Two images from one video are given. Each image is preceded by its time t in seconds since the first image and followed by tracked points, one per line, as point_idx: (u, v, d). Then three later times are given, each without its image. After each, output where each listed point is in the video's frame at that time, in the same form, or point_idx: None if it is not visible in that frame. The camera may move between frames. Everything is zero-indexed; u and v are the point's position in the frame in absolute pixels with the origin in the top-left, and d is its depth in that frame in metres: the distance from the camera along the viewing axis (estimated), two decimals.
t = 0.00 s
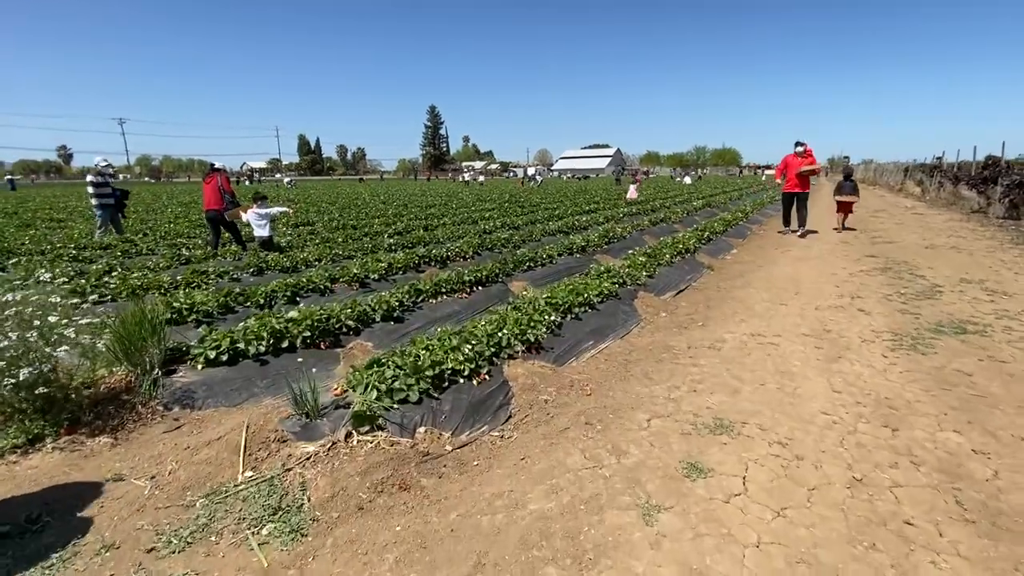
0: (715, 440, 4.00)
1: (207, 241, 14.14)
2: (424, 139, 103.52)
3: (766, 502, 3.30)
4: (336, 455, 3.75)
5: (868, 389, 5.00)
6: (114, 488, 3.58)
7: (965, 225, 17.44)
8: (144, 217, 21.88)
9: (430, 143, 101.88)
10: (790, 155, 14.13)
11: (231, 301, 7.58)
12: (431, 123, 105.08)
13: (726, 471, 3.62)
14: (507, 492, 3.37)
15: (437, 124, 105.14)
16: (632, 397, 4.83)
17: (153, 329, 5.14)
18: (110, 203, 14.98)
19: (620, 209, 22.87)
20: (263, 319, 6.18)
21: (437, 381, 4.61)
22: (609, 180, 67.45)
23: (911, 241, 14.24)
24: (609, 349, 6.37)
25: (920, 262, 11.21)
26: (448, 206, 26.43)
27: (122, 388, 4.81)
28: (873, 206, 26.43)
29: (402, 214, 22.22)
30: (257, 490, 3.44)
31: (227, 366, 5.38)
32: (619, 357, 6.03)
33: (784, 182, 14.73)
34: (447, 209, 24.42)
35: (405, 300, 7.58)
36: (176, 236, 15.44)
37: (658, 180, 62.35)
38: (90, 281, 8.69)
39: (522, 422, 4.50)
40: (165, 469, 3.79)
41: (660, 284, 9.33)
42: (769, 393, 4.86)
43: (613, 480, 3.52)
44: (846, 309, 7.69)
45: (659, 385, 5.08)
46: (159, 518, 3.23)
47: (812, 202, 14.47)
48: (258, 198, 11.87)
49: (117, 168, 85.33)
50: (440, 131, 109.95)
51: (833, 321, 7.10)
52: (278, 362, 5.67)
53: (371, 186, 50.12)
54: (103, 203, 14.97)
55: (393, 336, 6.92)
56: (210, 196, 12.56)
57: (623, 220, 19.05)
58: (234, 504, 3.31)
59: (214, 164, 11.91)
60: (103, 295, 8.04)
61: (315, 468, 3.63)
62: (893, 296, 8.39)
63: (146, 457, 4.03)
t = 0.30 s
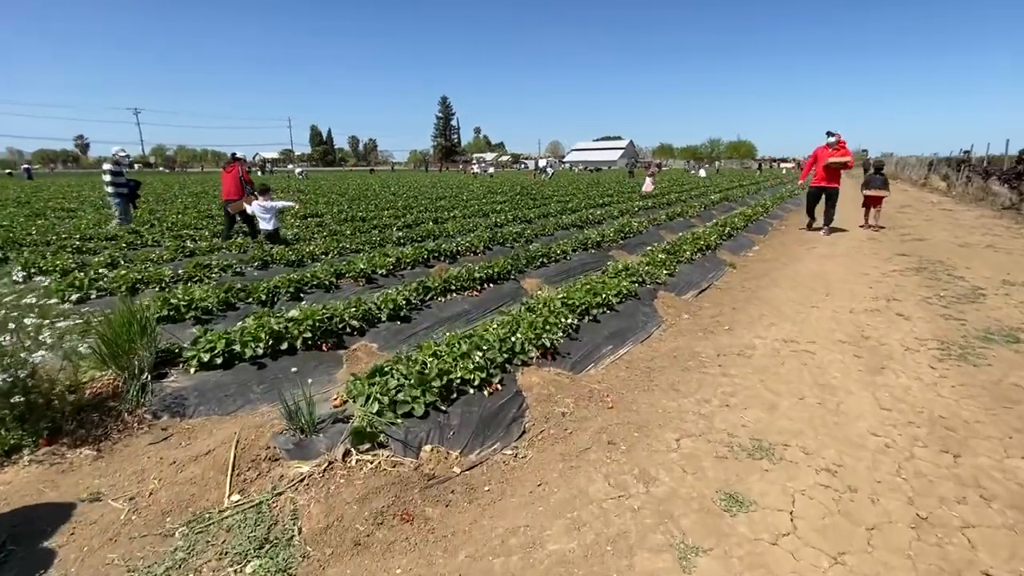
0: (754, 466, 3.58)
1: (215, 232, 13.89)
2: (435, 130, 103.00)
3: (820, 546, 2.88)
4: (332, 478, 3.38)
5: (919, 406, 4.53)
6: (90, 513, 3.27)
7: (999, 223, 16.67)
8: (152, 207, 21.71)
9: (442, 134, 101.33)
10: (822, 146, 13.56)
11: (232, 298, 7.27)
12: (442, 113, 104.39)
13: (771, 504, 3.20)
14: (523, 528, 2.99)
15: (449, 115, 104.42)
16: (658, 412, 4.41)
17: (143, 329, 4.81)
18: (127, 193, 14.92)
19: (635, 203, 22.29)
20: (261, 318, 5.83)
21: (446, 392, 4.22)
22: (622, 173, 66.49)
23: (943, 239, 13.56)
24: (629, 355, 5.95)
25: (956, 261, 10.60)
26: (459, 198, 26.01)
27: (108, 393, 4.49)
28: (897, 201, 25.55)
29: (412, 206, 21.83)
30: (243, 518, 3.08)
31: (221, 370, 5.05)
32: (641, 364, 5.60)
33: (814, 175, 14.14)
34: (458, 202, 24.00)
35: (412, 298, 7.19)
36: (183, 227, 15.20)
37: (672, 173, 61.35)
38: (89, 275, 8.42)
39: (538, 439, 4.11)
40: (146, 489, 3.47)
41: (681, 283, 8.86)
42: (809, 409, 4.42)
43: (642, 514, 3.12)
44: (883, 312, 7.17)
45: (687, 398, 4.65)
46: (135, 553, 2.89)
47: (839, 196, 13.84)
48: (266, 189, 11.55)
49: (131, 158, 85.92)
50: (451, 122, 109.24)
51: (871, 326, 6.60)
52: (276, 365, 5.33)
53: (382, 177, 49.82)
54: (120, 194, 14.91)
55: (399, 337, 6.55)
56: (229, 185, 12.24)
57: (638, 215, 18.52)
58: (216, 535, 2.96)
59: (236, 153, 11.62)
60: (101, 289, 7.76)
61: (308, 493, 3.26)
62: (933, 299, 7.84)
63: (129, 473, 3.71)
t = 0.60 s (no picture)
0: (817, 501, 3.11)
1: (227, 224, 13.62)
2: (450, 122, 102.44)
3: None
4: (335, 507, 3.00)
5: (996, 429, 4.01)
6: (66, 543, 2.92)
7: None
8: (168, 198, 21.62)
9: (457, 126, 100.71)
10: (858, 137, 12.84)
11: (238, 294, 6.93)
12: (458, 105, 103.69)
13: (843, 551, 2.73)
14: None
15: (464, 107, 103.69)
16: (699, 431, 3.95)
17: (138, 329, 4.46)
18: (145, 183, 14.80)
19: (655, 196, 21.63)
20: (265, 317, 5.45)
21: (463, 406, 3.80)
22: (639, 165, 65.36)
23: (988, 236, 12.76)
24: (661, 362, 5.48)
25: (1006, 261, 9.89)
26: (474, 191, 25.55)
27: (100, 399, 4.15)
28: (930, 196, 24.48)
29: (426, 198, 21.43)
30: (233, 555, 2.72)
31: (222, 374, 4.69)
32: (674, 373, 5.13)
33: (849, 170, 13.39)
34: (473, 194, 23.54)
35: (426, 296, 6.78)
36: (196, 219, 14.97)
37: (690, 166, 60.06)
38: (95, 267, 8.16)
39: (565, 461, 3.69)
40: (129, 515, 3.11)
41: (711, 282, 8.32)
42: (871, 431, 3.92)
43: (691, 561, 2.69)
44: (937, 316, 6.58)
45: (730, 416, 4.18)
46: None
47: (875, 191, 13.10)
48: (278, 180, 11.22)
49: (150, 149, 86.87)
50: (467, 114, 108.49)
51: (926, 332, 6.03)
52: (281, 370, 4.96)
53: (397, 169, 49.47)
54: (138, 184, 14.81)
55: (412, 338, 6.16)
56: (250, 174, 11.99)
57: (659, 209, 17.88)
58: None
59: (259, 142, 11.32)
60: (106, 283, 7.48)
61: (308, 525, 2.88)
62: (989, 303, 7.22)
63: (113, 493, 3.36)
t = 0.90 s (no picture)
0: (890, 553, 2.72)
1: (244, 218, 13.47)
2: (469, 114, 101.91)
3: None
4: (341, 547, 2.70)
5: None
6: None
7: None
8: (188, 190, 21.66)
9: (476, 118, 100.13)
10: (897, 132, 12.12)
11: (250, 293, 6.68)
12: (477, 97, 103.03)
13: None
14: None
15: (483, 99, 102.98)
16: (745, 461, 3.57)
17: (140, 334, 4.19)
18: (169, 176, 14.76)
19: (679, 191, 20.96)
20: (274, 320, 5.16)
21: (482, 428, 3.44)
22: (660, 158, 64.06)
23: None
24: (695, 376, 5.06)
25: None
26: (492, 184, 25.14)
27: (98, 410, 3.87)
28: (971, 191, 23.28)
29: (444, 192, 21.10)
30: None
31: (226, 384, 4.41)
32: (712, 389, 4.72)
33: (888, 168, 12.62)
34: (492, 188, 23.11)
35: (443, 298, 6.44)
36: (214, 212, 14.86)
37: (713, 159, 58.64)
38: (109, 263, 8.00)
39: (594, 492, 3.33)
40: (117, 547, 2.84)
41: (745, 286, 7.82)
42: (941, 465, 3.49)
43: None
44: (999, 327, 6.02)
45: (778, 443, 3.78)
46: None
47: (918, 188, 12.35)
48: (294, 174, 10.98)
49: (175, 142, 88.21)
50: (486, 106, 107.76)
51: (989, 346, 5.50)
52: (289, 379, 4.67)
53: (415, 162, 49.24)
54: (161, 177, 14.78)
55: (428, 344, 5.84)
56: (270, 167, 11.80)
57: (684, 205, 17.27)
58: None
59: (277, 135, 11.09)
60: (119, 279, 7.31)
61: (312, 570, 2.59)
62: None
63: (104, 519, 3.10)
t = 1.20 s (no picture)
0: None
1: (263, 213, 13.37)
2: (490, 109, 101.36)
3: None
4: None
5: None
6: None
7: None
8: (209, 185, 21.75)
9: (496, 112, 99.64)
10: (944, 122, 11.35)
11: (263, 293, 6.49)
12: (497, 90, 102.31)
13: None
14: None
15: (503, 93, 102.30)
16: (797, 492, 3.23)
17: (144, 339, 4.00)
18: (199, 173, 14.79)
19: (705, 186, 20.27)
20: (284, 322, 4.91)
21: (501, 449, 3.12)
22: (684, 152, 62.72)
23: None
24: (733, 389, 4.68)
25: None
26: (511, 179, 24.73)
27: (98, 419, 3.67)
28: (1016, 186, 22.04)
29: (463, 187, 20.79)
30: None
31: (233, 392, 4.17)
32: (752, 405, 4.37)
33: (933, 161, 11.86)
34: (511, 183, 22.75)
35: (460, 300, 6.13)
36: (233, 207, 14.81)
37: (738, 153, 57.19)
38: (126, 260, 7.91)
39: (626, 524, 3.02)
40: None
41: (781, 289, 7.36)
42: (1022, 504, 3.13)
43: None
44: None
45: (832, 473, 3.44)
46: None
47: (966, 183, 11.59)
48: (312, 169, 10.81)
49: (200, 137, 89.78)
50: (506, 100, 107.04)
51: None
52: (299, 387, 4.42)
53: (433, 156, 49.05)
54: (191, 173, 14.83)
55: (445, 349, 5.55)
56: (287, 162, 11.67)
57: (711, 200, 16.65)
58: None
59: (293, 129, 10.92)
60: (135, 276, 7.19)
61: None
62: None
63: (96, 543, 2.87)
